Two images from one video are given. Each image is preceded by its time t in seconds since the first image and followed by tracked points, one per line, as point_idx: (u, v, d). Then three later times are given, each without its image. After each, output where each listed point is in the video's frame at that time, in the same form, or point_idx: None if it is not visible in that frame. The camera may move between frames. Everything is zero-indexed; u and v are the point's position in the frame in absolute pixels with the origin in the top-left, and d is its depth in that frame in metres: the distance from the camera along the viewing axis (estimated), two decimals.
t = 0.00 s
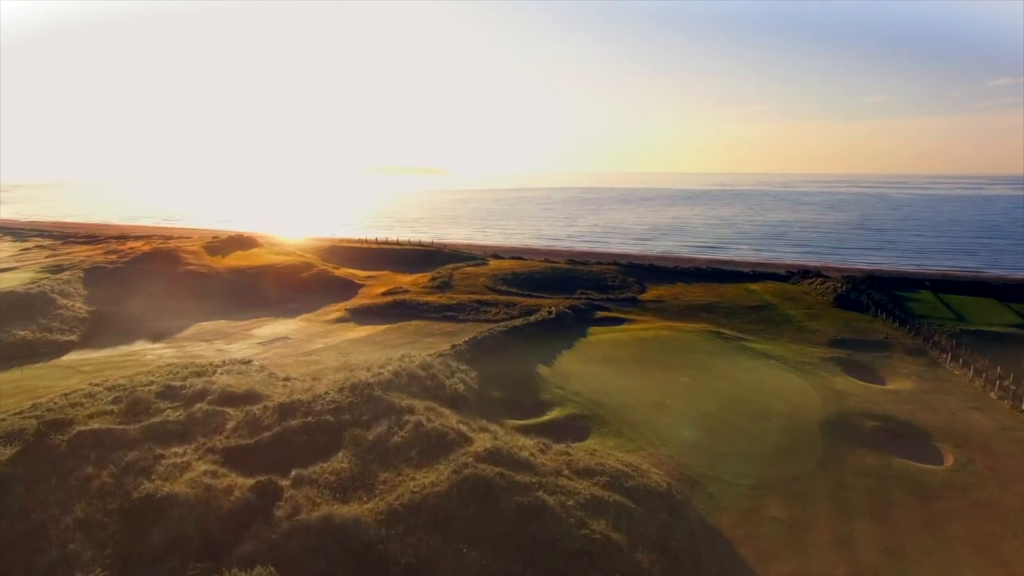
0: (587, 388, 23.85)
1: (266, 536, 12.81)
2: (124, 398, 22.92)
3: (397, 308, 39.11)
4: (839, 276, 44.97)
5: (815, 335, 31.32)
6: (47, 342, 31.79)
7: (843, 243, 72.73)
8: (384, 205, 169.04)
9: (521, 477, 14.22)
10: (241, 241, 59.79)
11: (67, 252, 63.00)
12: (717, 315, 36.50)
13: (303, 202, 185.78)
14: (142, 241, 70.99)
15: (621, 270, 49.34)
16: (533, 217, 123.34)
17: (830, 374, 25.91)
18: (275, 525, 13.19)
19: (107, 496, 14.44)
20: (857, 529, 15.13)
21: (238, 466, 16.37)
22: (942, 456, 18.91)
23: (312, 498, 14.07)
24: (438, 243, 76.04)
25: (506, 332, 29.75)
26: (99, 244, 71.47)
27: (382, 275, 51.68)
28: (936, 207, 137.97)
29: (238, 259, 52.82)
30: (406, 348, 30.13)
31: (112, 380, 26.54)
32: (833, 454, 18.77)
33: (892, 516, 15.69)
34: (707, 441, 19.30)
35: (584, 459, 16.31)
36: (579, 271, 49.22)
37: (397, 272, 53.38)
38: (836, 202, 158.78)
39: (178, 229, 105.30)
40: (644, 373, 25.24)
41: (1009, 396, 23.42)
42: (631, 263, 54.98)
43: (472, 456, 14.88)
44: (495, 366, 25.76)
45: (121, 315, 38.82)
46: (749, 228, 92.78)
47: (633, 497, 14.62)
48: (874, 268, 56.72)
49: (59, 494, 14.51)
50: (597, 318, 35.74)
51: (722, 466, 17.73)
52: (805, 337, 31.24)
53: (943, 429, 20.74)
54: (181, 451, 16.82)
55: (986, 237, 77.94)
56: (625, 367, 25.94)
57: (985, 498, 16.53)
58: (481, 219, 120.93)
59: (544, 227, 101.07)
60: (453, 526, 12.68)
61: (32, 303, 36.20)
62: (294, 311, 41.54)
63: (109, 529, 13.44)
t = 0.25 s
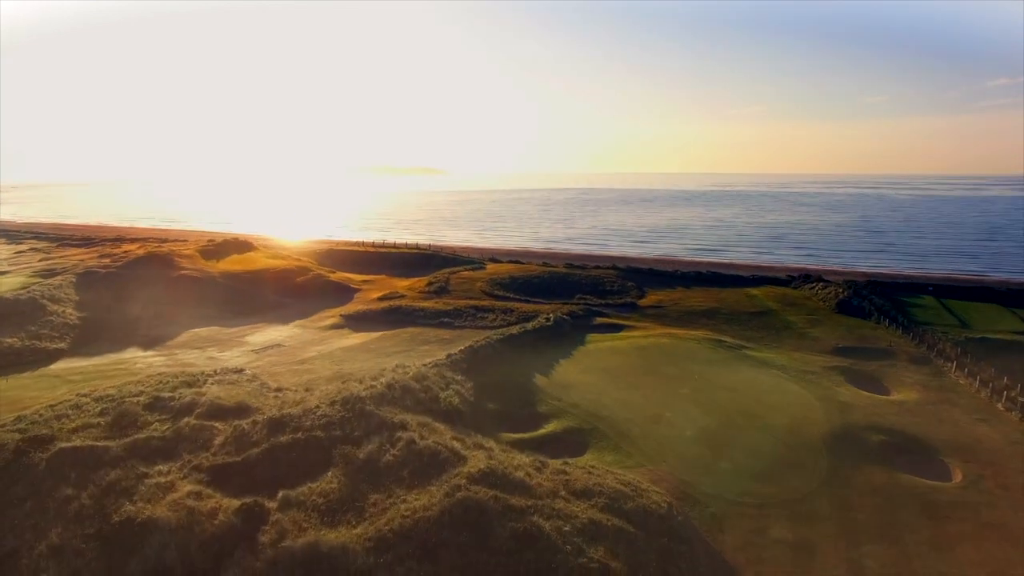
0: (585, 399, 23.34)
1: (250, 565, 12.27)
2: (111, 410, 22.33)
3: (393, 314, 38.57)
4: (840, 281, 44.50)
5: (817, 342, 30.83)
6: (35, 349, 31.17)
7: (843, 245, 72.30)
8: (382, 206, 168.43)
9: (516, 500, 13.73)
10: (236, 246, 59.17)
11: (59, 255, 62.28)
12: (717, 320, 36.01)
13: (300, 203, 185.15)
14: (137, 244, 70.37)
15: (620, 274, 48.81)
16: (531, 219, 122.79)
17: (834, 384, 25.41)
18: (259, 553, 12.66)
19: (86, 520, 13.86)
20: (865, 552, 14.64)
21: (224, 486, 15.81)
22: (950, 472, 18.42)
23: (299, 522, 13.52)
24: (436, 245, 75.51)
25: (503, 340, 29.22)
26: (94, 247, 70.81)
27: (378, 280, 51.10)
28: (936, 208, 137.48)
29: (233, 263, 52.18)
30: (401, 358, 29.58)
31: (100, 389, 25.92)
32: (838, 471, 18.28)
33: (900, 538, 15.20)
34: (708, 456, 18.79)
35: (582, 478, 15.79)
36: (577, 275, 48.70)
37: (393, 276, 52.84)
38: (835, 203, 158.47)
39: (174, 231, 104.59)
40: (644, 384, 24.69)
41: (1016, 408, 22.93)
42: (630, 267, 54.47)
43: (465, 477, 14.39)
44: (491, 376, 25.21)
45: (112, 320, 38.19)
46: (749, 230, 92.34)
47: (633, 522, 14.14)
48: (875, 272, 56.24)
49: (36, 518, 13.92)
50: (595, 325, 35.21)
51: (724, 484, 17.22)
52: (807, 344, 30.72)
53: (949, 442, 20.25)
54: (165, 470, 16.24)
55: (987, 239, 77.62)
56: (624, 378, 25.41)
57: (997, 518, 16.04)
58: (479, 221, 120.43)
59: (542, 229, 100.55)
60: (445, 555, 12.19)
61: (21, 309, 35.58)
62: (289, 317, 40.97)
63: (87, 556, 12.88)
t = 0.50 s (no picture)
0: (583, 411, 22.80)
1: None
2: (97, 423, 21.72)
3: (389, 319, 38.00)
4: (841, 286, 44.01)
5: (820, 350, 30.30)
6: (24, 357, 30.56)
7: (843, 248, 71.87)
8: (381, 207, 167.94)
9: (512, 525, 13.27)
10: (231, 249, 58.57)
11: (53, 258, 61.61)
12: (718, 327, 35.48)
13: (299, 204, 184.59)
14: (132, 246, 69.70)
15: (619, 278, 48.29)
16: (530, 220, 122.26)
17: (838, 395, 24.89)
18: None
19: (63, 547, 13.30)
20: None
21: (209, 508, 15.25)
22: (960, 490, 17.90)
23: (285, 549, 12.99)
24: (433, 248, 74.98)
25: (500, 348, 28.66)
26: (88, 250, 70.19)
27: (374, 284, 50.54)
28: (935, 209, 137.11)
29: (227, 267, 51.56)
30: (396, 367, 29.03)
31: (87, 400, 25.31)
32: (844, 488, 17.75)
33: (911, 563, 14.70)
34: (711, 472, 18.24)
35: (580, 499, 15.26)
36: (576, 279, 48.16)
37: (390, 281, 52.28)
38: (834, 204, 158.13)
39: (171, 233, 103.95)
40: (644, 395, 24.14)
41: None
42: (629, 271, 53.95)
43: (459, 499, 13.89)
44: (488, 386, 24.66)
45: (103, 327, 37.52)
46: (748, 232, 91.94)
47: (632, 549, 13.67)
48: (876, 276, 55.77)
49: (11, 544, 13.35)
50: (594, 332, 34.68)
51: (727, 503, 16.69)
52: (810, 352, 30.19)
53: (958, 457, 19.73)
54: (148, 489, 15.66)
55: (987, 241, 77.26)
56: (623, 388, 24.87)
57: (1010, 540, 15.53)
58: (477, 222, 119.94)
59: (541, 230, 100.05)
60: None
61: (10, 315, 34.92)
62: (284, 322, 40.37)
63: None
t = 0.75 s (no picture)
0: (581, 423, 22.29)
1: None
2: (83, 435, 21.13)
3: (385, 326, 37.47)
4: (843, 291, 43.52)
5: (822, 359, 29.81)
6: (12, 366, 30.01)
7: (844, 250, 71.37)
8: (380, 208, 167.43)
9: (504, 551, 13.01)
10: (226, 253, 57.98)
11: (47, 262, 61.05)
12: (718, 333, 34.96)
13: (297, 205, 184.04)
14: (127, 249, 69.15)
15: (619, 283, 47.76)
16: (529, 222, 121.74)
17: (842, 405, 24.36)
18: None
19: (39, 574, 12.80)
20: None
21: (193, 530, 14.74)
22: (969, 508, 17.40)
23: None
24: (431, 251, 74.39)
25: (496, 356, 28.14)
26: (84, 253, 69.62)
27: (371, 289, 49.99)
28: (936, 211, 136.72)
29: (222, 271, 50.97)
30: (391, 377, 28.49)
31: (75, 410, 24.77)
32: (850, 505, 17.25)
33: None
34: (712, 489, 17.74)
35: (577, 520, 14.75)
36: (575, 283, 47.64)
37: (387, 285, 51.74)
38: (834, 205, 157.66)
39: (168, 236, 103.39)
40: (644, 406, 23.62)
41: None
42: (628, 275, 53.44)
43: (450, 526, 13.56)
44: (485, 398, 24.11)
45: (95, 333, 36.96)
46: (748, 234, 91.40)
47: None
48: (877, 279, 55.26)
49: None
50: (593, 338, 34.15)
51: (729, 521, 16.19)
52: (812, 361, 29.66)
53: (966, 471, 19.22)
54: (131, 510, 15.14)
55: (988, 243, 76.79)
56: (623, 400, 24.34)
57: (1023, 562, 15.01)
58: (476, 223, 119.37)
59: (540, 232, 99.50)
60: None
61: None
62: (279, 328, 39.83)
63: None
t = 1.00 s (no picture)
0: (579, 436, 21.75)
1: None
2: (67, 448, 20.54)
3: (381, 332, 36.89)
4: (844, 296, 42.99)
5: (825, 367, 29.28)
6: None
7: (845, 253, 70.86)
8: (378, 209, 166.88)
9: None
10: (221, 256, 57.33)
11: (39, 266, 60.37)
12: (719, 340, 34.40)
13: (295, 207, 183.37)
14: (121, 253, 68.44)
15: (618, 287, 47.18)
16: (527, 224, 121.21)
17: (847, 417, 23.83)
18: None
19: None
20: None
21: (175, 555, 14.20)
22: (980, 529, 16.90)
23: None
24: (429, 254, 73.77)
25: (493, 365, 27.57)
26: (77, 256, 68.96)
27: (367, 294, 49.39)
28: (935, 212, 136.40)
29: (216, 275, 50.31)
30: (386, 388, 27.89)
31: (61, 421, 24.19)
32: (857, 524, 16.74)
33: None
34: (713, 506, 17.23)
35: (574, 544, 14.26)
36: (573, 288, 47.08)
37: (383, 290, 51.14)
38: (833, 206, 157.30)
39: (164, 238, 102.69)
40: (644, 418, 23.10)
41: None
42: (628, 279, 52.89)
43: (438, 556, 13.40)
44: (481, 410, 23.56)
45: (85, 341, 36.33)
46: (748, 236, 90.85)
47: None
48: (879, 283, 54.75)
49: None
50: (592, 346, 33.57)
51: (731, 542, 15.69)
52: (815, 370, 29.10)
53: (976, 488, 18.70)
54: (111, 535, 14.62)
55: (990, 246, 76.32)
56: (622, 412, 23.79)
57: None
58: (474, 225, 118.70)
59: (538, 234, 98.86)
60: None
61: None
62: (273, 335, 39.23)
63: None
